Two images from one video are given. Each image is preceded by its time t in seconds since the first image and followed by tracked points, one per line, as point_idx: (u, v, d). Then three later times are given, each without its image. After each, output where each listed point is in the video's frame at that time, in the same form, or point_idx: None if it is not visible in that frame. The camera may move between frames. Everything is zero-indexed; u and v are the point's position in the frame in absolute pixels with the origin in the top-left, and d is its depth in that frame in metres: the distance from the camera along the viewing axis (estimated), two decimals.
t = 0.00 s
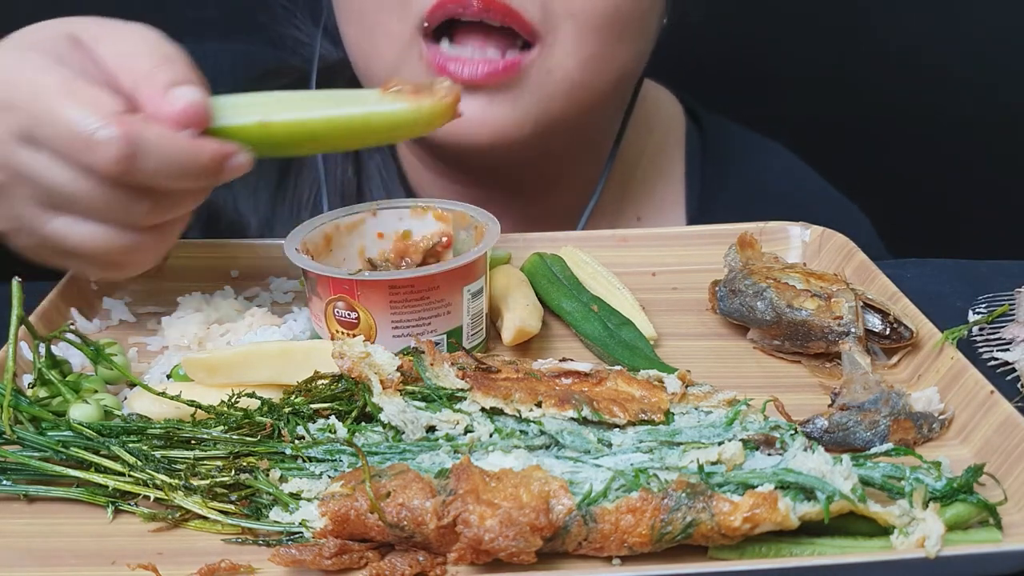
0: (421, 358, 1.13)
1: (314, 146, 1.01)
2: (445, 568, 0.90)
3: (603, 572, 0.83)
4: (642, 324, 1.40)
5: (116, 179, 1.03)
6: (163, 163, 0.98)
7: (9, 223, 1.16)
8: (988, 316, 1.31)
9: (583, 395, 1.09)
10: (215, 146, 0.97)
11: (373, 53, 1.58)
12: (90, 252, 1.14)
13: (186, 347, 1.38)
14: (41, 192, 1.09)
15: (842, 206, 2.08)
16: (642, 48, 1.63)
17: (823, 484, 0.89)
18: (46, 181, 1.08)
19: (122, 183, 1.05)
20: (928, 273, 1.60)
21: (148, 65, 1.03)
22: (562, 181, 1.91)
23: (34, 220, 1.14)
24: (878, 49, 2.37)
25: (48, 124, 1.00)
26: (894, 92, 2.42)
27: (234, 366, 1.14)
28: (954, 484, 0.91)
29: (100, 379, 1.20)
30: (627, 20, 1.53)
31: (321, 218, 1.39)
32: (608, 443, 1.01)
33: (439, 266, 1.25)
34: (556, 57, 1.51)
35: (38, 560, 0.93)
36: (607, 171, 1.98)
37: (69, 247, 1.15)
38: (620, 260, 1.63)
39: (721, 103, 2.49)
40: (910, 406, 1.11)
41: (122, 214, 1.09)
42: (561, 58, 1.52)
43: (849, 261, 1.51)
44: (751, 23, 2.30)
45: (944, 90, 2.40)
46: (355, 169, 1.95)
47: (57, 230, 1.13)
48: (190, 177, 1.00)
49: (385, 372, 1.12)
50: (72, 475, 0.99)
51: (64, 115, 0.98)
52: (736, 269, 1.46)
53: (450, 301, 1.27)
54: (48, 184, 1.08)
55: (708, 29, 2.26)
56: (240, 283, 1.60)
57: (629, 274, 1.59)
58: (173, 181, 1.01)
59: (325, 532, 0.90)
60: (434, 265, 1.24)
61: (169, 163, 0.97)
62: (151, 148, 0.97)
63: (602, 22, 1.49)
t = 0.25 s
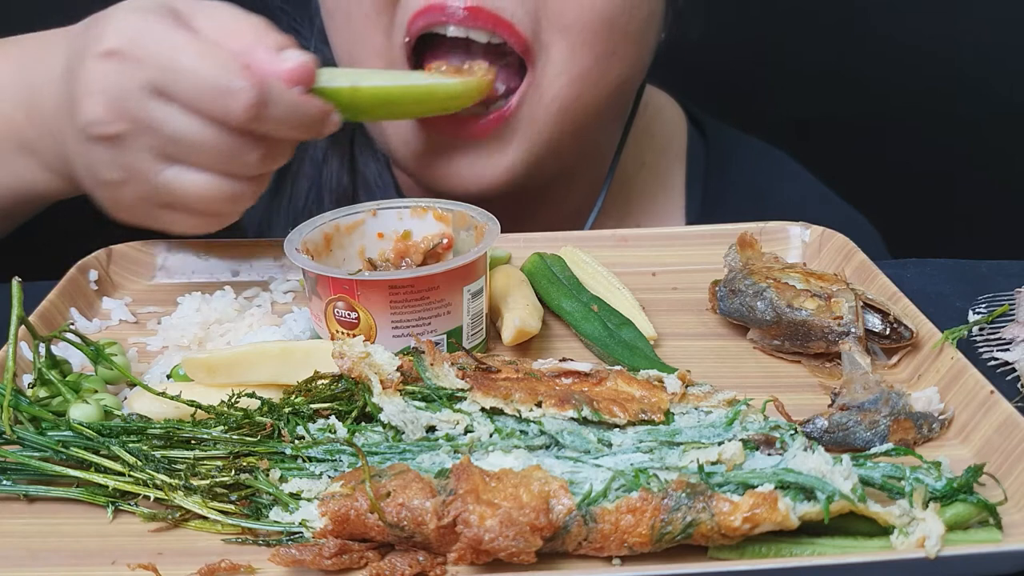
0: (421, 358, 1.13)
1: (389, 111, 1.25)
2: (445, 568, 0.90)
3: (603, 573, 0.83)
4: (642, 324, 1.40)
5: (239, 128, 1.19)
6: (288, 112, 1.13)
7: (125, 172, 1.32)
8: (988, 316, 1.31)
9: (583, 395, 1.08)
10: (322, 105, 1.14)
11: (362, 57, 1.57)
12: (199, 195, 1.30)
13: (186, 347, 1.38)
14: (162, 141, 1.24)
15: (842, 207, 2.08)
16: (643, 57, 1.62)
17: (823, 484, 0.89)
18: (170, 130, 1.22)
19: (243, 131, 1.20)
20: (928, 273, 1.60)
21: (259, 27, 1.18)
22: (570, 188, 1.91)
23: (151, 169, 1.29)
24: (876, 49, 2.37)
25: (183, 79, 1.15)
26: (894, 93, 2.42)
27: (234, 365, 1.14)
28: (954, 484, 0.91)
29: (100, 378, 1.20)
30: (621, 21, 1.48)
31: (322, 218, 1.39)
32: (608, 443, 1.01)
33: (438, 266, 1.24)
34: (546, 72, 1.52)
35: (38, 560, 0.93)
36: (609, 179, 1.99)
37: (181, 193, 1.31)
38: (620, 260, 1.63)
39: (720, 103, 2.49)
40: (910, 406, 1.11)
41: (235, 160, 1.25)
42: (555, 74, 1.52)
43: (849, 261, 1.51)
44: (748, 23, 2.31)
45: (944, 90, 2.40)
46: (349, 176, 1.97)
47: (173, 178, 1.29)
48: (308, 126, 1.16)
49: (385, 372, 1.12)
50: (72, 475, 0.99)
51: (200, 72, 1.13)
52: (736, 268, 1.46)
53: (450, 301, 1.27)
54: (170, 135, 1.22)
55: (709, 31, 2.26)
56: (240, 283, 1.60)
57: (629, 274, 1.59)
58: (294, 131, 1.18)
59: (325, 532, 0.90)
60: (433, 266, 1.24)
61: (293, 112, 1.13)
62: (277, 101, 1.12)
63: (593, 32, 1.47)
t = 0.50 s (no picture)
0: (421, 358, 1.13)
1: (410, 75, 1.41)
2: (445, 568, 0.90)
3: (603, 573, 0.83)
4: (642, 324, 1.40)
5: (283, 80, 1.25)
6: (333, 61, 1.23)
7: (164, 132, 1.36)
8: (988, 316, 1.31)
9: (584, 395, 1.08)
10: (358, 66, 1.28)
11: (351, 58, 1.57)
12: (237, 154, 1.34)
13: (186, 347, 1.38)
14: (204, 97, 1.29)
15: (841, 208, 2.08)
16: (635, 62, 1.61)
17: (823, 484, 0.89)
18: (210, 85, 1.27)
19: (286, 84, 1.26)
20: (928, 273, 1.60)
21: None
22: (565, 191, 1.92)
23: (191, 127, 1.33)
24: (875, 49, 2.38)
25: (232, 32, 1.22)
26: (894, 93, 2.42)
27: (234, 365, 1.14)
28: (954, 484, 0.91)
29: (100, 378, 1.20)
30: (598, 37, 1.46)
31: (321, 218, 1.39)
32: (608, 443, 1.01)
33: (437, 266, 1.24)
34: (523, 94, 1.48)
35: (38, 560, 0.93)
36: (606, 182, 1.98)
37: (218, 151, 1.34)
38: (620, 260, 1.63)
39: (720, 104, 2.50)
40: (910, 406, 1.11)
41: (272, 115, 1.30)
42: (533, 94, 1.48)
43: (850, 261, 1.51)
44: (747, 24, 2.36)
45: (943, 90, 2.40)
46: (345, 179, 1.93)
47: (212, 136, 1.33)
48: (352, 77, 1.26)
49: (385, 372, 1.12)
50: (72, 475, 0.99)
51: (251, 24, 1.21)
52: (736, 268, 1.46)
53: (450, 301, 1.27)
54: (213, 89, 1.27)
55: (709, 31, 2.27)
56: (240, 283, 1.60)
57: (629, 274, 1.59)
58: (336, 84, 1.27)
59: (325, 532, 0.90)
60: (432, 266, 1.24)
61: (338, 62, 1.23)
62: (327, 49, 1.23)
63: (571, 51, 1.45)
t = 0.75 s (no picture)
0: (421, 358, 1.13)
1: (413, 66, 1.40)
2: (445, 568, 0.90)
3: (603, 573, 0.83)
4: (642, 324, 1.40)
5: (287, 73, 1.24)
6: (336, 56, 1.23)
7: (169, 127, 1.36)
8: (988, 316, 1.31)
9: (584, 395, 1.08)
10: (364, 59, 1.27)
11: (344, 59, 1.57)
12: (242, 150, 1.33)
13: (186, 346, 1.38)
14: (208, 91, 1.28)
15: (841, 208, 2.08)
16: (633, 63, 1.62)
17: (823, 484, 0.89)
18: (216, 79, 1.26)
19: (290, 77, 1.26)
20: (928, 273, 1.60)
21: None
22: (560, 192, 1.92)
23: (195, 122, 1.33)
24: (874, 49, 2.38)
25: (234, 26, 1.22)
26: (894, 93, 2.43)
27: (235, 365, 1.14)
28: (954, 484, 0.91)
29: (100, 378, 1.20)
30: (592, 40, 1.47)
31: (321, 218, 1.39)
32: (608, 443, 1.01)
33: (437, 266, 1.24)
34: (517, 91, 1.48)
35: (38, 560, 0.93)
36: (601, 182, 1.99)
37: (222, 146, 1.33)
38: (620, 260, 1.62)
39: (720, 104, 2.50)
40: (910, 406, 1.11)
41: (276, 110, 1.29)
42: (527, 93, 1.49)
43: (849, 261, 1.51)
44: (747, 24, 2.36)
45: (943, 90, 2.40)
46: (343, 180, 1.94)
47: (215, 131, 1.33)
48: (354, 71, 1.26)
49: (385, 372, 1.12)
50: (72, 475, 0.99)
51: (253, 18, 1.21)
52: (736, 268, 1.46)
53: (450, 301, 1.27)
54: (217, 84, 1.27)
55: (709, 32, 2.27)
56: (239, 283, 1.60)
57: (629, 274, 1.59)
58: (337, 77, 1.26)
59: (325, 532, 0.90)
60: (432, 266, 1.24)
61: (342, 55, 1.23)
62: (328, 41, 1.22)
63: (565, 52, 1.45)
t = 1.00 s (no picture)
0: (421, 358, 1.13)
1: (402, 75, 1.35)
2: (445, 568, 0.90)
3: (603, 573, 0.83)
4: (642, 324, 1.40)
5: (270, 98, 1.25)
6: (316, 82, 1.23)
7: (153, 149, 1.36)
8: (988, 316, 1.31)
9: (584, 395, 1.08)
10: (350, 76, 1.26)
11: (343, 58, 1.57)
12: (229, 171, 1.33)
13: (186, 347, 1.38)
14: (190, 116, 1.28)
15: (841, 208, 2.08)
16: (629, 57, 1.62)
17: (823, 484, 0.89)
18: (197, 104, 1.26)
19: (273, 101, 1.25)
20: (928, 273, 1.60)
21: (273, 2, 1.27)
22: (560, 192, 1.92)
23: (179, 145, 1.32)
24: (874, 49, 2.38)
25: (214, 54, 1.21)
26: (894, 93, 2.43)
27: (235, 365, 1.14)
28: (954, 484, 0.91)
29: (100, 378, 1.20)
30: (592, 38, 1.47)
31: (321, 218, 1.39)
32: (608, 443, 1.01)
33: (436, 266, 1.24)
34: (522, 90, 1.48)
35: (38, 560, 0.93)
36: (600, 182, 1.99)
37: (208, 168, 1.33)
38: (620, 260, 1.62)
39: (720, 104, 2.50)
40: (910, 406, 1.11)
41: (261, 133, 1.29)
42: (527, 90, 1.48)
43: (849, 261, 1.51)
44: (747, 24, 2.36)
45: (942, 90, 2.40)
46: (341, 184, 1.94)
47: (200, 153, 1.33)
48: (335, 95, 1.26)
49: (385, 372, 1.12)
50: (72, 475, 0.99)
51: (231, 45, 1.20)
52: (736, 268, 1.46)
53: (450, 301, 1.27)
54: (200, 110, 1.26)
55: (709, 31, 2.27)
56: (239, 283, 1.60)
57: (629, 274, 1.59)
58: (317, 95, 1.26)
59: (325, 532, 0.90)
60: (432, 266, 1.24)
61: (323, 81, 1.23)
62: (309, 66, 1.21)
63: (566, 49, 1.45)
